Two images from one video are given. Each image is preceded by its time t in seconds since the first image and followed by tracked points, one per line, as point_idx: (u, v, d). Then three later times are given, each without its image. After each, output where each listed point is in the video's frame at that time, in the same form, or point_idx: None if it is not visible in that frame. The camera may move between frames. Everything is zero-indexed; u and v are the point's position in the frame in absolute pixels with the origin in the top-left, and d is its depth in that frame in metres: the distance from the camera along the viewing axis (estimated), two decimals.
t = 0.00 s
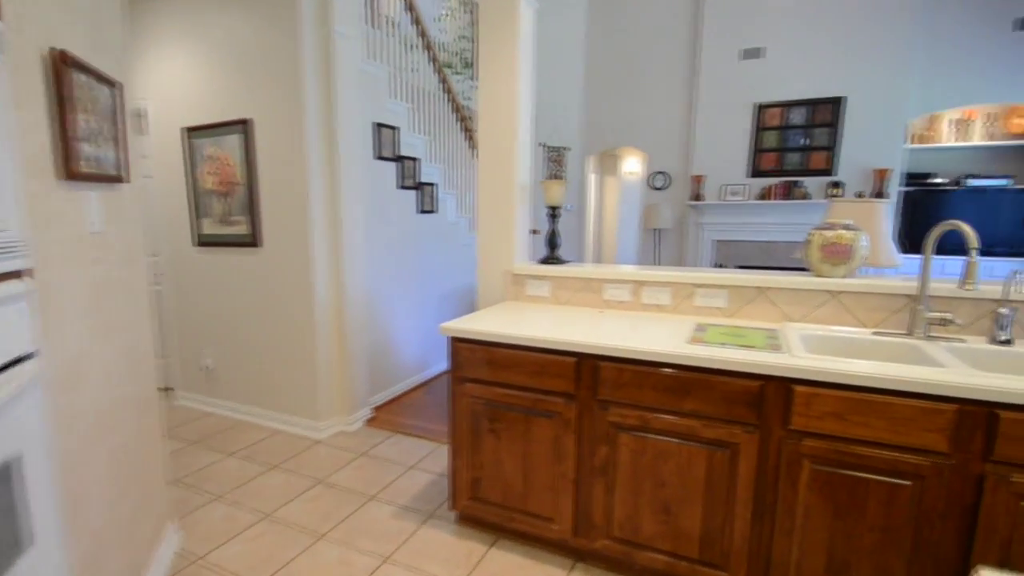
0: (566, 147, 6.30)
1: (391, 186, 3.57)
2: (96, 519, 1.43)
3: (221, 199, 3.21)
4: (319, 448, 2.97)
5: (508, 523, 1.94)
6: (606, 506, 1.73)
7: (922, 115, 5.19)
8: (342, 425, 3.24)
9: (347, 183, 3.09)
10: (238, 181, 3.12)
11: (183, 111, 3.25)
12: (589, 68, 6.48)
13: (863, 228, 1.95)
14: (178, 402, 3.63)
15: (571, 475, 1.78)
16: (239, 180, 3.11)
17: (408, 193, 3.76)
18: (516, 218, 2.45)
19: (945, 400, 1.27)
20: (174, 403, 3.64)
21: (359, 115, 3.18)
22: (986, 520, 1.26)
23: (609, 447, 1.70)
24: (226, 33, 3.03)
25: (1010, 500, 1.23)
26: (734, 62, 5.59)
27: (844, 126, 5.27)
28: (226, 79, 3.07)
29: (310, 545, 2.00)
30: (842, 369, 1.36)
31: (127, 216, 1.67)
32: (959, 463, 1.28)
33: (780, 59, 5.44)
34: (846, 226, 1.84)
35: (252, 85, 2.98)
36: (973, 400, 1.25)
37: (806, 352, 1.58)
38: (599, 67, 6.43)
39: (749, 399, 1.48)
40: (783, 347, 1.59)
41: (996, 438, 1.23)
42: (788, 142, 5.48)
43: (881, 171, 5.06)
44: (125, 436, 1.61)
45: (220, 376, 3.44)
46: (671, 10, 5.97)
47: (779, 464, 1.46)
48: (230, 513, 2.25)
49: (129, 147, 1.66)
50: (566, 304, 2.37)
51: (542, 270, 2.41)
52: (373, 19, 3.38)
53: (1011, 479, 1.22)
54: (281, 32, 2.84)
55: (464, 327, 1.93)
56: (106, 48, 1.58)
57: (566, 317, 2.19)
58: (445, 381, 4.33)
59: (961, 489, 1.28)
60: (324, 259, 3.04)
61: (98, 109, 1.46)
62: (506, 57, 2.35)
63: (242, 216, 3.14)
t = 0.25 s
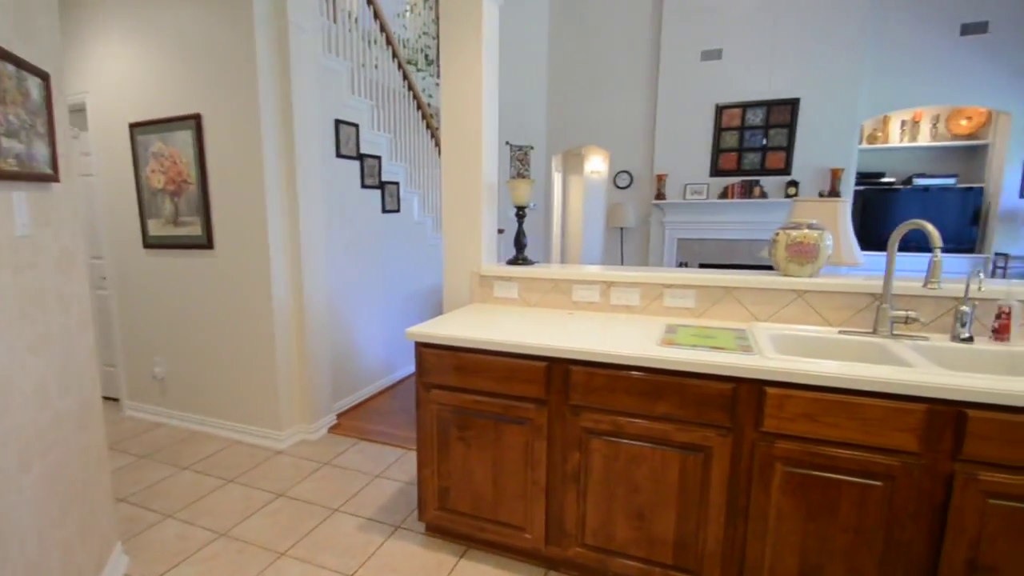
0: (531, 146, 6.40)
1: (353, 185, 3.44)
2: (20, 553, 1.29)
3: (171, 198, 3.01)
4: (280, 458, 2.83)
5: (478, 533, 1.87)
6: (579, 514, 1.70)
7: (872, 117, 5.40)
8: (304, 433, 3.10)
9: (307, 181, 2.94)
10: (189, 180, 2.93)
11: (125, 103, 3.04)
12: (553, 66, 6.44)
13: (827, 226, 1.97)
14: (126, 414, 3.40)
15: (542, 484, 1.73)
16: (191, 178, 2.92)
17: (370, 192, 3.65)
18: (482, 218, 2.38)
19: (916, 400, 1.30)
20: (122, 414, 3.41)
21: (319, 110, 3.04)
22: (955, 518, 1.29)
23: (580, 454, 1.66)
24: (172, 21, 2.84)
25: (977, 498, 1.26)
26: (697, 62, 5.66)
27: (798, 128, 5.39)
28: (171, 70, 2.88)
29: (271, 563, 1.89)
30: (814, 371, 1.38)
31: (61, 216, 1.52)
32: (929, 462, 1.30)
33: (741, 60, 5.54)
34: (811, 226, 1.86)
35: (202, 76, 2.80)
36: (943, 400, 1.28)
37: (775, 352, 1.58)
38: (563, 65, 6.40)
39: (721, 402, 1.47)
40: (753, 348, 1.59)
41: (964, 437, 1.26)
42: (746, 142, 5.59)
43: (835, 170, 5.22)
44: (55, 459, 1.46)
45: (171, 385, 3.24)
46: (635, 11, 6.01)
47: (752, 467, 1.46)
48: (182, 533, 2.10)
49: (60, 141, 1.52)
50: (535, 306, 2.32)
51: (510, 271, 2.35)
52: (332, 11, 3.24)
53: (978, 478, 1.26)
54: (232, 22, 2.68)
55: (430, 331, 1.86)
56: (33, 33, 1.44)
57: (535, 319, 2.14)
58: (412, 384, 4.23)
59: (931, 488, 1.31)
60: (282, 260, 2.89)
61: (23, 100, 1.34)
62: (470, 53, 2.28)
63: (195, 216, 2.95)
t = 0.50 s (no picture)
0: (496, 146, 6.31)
1: (312, 185, 3.32)
2: None
3: (111, 198, 2.82)
4: (237, 471, 2.69)
5: (446, 543, 1.82)
6: (549, 519, 1.67)
7: (821, 120, 5.65)
8: (262, 443, 2.96)
9: (261, 179, 2.81)
10: (132, 177, 2.75)
11: (60, 95, 2.83)
12: (517, 67, 6.45)
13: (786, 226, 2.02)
14: (65, 428, 3.17)
15: (510, 491, 1.70)
16: (133, 175, 2.74)
17: (331, 190, 3.53)
18: (448, 218, 2.33)
19: (874, 397, 1.34)
20: (62, 429, 3.17)
21: (275, 106, 2.91)
22: (912, 511, 1.34)
23: (550, 459, 1.64)
24: (111, 7, 2.66)
25: (932, 490, 1.31)
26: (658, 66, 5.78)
27: (753, 131, 5.58)
28: (111, 60, 2.69)
29: None
30: (779, 370, 1.40)
31: None
32: (887, 457, 1.35)
33: (700, 63, 5.66)
34: (771, 227, 1.90)
35: (146, 68, 2.64)
36: (899, 396, 1.33)
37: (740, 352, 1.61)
38: (528, 65, 6.40)
39: (690, 403, 1.48)
40: (719, 348, 1.60)
41: (920, 432, 1.32)
42: (705, 145, 5.75)
43: (787, 172, 5.44)
44: None
45: (116, 397, 3.03)
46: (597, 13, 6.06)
47: (719, 466, 1.47)
48: (128, 556, 1.96)
49: None
50: (502, 308, 2.29)
51: (476, 273, 2.31)
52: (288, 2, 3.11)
53: (933, 470, 1.31)
54: (179, 10, 2.52)
55: (394, 336, 1.80)
56: None
57: (502, 322, 2.11)
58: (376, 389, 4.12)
59: (890, 482, 1.35)
60: (236, 262, 2.75)
61: None
62: (434, 50, 2.22)
63: (138, 216, 2.77)
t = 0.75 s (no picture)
0: (458, 146, 6.06)
1: (267, 180, 3.21)
2: None
3: (37, 195, 2.60)
4: (184, 493, 2.53)
5: (417, 558, 1.77)
6: (525, 525, 1.65)
7: (768, 129, 5.94)
8: (213, 461, 2.79)
9: (211, 180, 2.65)
10: (60, 170, 2.55)
11: None
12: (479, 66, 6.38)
13: (744, 228, 2.07)
14: None
15: (484, 500, 1.67)
16: (62, 168, 2.54)
17: (288, 188, 3.43)
18: (414, 220, 2.28)
19: (835, 393, 1.40)
20: None
21: (225, 103, 2.76)
22: (870, 503, 1.40)
23: (525, 466, 1.62)
24: None
25: (889, 481, 1.38)
26: (617, 71, 5.88)
27: (706, 136, 5.77)
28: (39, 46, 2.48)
29: None
30: (746, 370, 1.44)
31: None
32: (848, 451, 1.40)
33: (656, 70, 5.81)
34: (732, 230, 1.95)
35: (80, 57, 2.45)
36: (858, 392, 1.38)
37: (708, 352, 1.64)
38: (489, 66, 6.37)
39: (663, 404, 1.49)
40: (688, 349, 1.63)
41: (877, 425, 1.38)
42: (662, 149, 5.90)
43: (737, 177, 5.68)
44: None
45: (45, 413, 2.78)
46: (557, 16, 6.11)
47: (692, 467, 1.49)
48: None
49: None
50: (471, 311, 2.26)
51: (442, 276, 2.27)
52: None
53: (890, 463, 1.37)
54: None
55: (360, 343, 1.73)
56: None
57: (471, 325, 2.08)
58: (338, 396, 4.00)
59: (851, 476, 1.41)
60: (182, 268, 2.58)
61: None
62: (399, 45, 2.17)
63: (69, 214, 2.57)
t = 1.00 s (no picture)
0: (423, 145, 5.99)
1: (215, 175, 3.03)
2: None
3: None
4: (123, 522, 2.33)
5: None
6: (504, 539, 1.63)
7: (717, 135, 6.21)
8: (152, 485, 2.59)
9: (148, 179, 2.46)
10: None
11: None
12: (440, 63, 6.28)
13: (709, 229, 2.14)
14: None
15: (461, 512, 1.64)
16: None
17: (238, 184, 3.25)
18: (381, 220, 2.21)
19: (801, 390, 1.45)
20: None
21: (165, 96, 2.57)
22: (835, 494, 1.45)
23: (506, 472, 1.60)
24: None
25: (852, 472, 1.44)
26: (575, 74, 5.96)
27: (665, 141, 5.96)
28: None
29: None
30: (719, 370, 1.47)
31: None
32: (815, 445, 1.46)
33: (612, 74, 5.92)
34: (699, 231, 2.02)
35: None
36: (823, 388, 1.44)
37: (680, 352, 1.67)
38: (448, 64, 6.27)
39: (639, 406, 1.50)
40: (664, 349, 1.66)
41: (841, 419, 1.43)
42: (623, 152, 6.03)
43: (694, 180, 5.90)
44: None
45: None
46: (516, 16, 6.11)
47: (669, 467, 1.51)
48: None
49: None
50: (441, 314, 2.21)
51: (411, 278, 2.21)
52: None
53: (853, 454, 1.43)
54: None
55: (327, 351, 1.65)
56: None
57: (444, 329, 2.03)
58: (295, 405, 3.83)
59: (817, 469, 1.46)
60: (117, 272, 2.38)
61: None
62: (364, 39, 2.09)
63: None
